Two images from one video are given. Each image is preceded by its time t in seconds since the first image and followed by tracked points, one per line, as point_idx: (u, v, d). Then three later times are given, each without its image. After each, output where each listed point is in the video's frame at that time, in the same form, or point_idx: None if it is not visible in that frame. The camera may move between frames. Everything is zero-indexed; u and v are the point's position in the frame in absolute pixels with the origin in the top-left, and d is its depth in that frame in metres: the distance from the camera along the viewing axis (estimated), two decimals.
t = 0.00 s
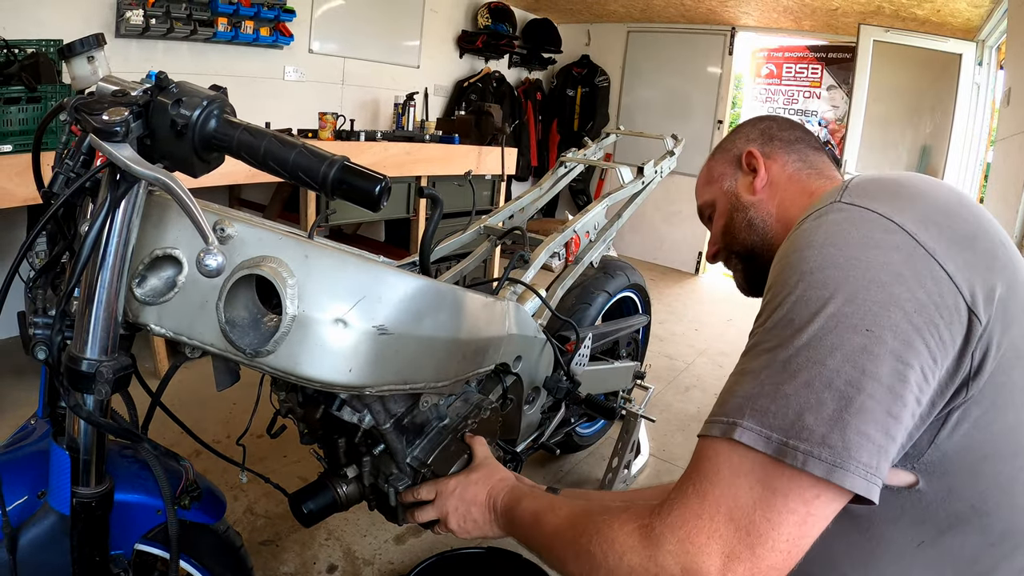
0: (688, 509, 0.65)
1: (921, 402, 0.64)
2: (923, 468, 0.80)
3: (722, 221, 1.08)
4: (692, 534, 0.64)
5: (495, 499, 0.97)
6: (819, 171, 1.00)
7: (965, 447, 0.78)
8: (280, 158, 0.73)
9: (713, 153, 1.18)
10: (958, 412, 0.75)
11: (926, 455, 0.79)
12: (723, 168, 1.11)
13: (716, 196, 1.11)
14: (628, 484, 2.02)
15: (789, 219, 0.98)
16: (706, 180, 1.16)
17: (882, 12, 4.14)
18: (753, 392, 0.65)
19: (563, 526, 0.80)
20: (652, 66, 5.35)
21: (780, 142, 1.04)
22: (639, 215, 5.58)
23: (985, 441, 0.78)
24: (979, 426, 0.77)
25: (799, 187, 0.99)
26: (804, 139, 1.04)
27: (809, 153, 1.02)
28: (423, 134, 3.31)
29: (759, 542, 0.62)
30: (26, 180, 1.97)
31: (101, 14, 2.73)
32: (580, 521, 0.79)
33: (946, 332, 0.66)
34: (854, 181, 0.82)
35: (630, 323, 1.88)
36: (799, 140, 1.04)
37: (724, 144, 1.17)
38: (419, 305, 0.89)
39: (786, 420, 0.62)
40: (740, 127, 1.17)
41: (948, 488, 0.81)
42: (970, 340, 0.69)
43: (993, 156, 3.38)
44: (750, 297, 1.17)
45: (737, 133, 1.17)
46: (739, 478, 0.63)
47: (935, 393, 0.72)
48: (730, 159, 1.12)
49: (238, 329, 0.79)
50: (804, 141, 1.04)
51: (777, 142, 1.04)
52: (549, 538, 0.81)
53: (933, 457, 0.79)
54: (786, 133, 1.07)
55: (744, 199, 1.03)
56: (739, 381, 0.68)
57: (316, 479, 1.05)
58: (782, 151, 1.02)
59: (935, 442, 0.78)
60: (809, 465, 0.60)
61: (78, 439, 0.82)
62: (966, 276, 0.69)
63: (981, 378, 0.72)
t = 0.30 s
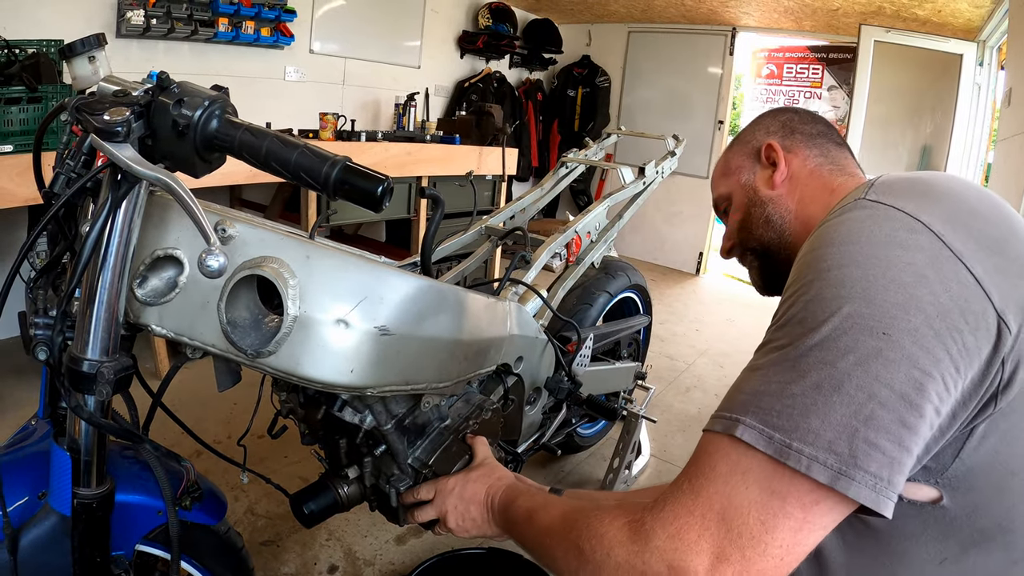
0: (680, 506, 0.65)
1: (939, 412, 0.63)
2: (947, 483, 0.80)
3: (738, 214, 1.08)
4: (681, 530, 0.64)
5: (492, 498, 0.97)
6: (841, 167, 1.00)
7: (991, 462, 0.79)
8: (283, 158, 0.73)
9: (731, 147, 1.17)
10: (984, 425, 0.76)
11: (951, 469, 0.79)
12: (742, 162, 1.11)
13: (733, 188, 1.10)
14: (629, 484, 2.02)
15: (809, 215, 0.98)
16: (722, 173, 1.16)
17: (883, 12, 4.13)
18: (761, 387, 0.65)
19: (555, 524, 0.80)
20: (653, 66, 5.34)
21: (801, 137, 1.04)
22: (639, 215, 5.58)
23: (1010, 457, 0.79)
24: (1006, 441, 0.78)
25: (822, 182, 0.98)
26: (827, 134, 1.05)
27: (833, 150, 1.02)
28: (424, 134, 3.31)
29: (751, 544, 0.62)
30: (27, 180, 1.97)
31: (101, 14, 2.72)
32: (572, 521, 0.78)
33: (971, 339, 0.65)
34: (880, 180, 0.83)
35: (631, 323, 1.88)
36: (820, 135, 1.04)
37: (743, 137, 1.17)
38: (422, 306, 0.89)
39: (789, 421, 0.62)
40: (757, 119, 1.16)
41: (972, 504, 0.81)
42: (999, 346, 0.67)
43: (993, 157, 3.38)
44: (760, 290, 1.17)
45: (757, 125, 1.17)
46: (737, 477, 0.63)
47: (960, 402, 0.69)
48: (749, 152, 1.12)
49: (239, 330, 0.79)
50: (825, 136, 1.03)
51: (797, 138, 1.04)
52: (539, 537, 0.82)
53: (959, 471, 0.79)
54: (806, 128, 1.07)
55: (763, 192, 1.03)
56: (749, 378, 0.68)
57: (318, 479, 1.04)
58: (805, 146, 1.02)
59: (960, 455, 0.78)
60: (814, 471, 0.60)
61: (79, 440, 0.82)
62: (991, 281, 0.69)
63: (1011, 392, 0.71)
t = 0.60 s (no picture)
0: (670, 528, 0.65)
1: (939, 440, 0.63)
2: (942, 508, 0.81)
3: (739, 212, 1.08)
4: (672, 553, 0.64)
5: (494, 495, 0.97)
6: (845, 168, 0.99)
7: (988, 488, 0.79)
8: (284, 158, 0.73)
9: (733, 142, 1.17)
10: (981, 452, 0.78)
11: (947, 494, 0.80)
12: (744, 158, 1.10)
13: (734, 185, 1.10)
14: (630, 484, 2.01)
15: (809, 217, 0.98)
16: (723, 169, 1.15)
17: (883, 13, 4.13)
18: (753, 412, 0.65)
19: (555, 528, 0.80)
20: (654, 66, 5.34)
21: (806, 134, 1.04)
22: (640, 216, 5.58)
23: (1007, 483, 0.79)
24: (1003, 467, 0.79)
25: (824, 184, 0.98)
26: (832, 132, 1.04)
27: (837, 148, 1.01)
28: (425, 134, 3.31)
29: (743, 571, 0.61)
30: (27, 180, 1.97)
31: (102, 14, 2.72)
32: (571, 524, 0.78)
33: (969, 368, 0.66)
34: (884, 191, 0.82)
35: (632, 324, 1.87)
36: (823, 132, 1.03)
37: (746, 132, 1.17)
38: (423, 307, 0.89)
39: (787, 450, 0.61)
40: (761, 116, 1.16)
41: (968, 531, 0.81)
42: (995, 373, 0.68)
43: (994, 157, 3.38)
44: (760, 290, 1.17)
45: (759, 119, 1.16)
46: (730, 503, 0.63)
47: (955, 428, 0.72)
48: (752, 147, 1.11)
49: (239, 330, 0.79)
50: (829, 133, 1.03)
51: (802, 135, 1.04)
52: (540, 537, 0.81)
53: (953, 497, 0.80)
54: (810, 124, 1.06)
55: (764, 192, 1.03)
56: (745, 398, 0.67)
57: (318, 480, 1.04)
58: (809, 144, 1.01)
59: (956, 481, 0.80)
60: (810, 502, 0.60)
61: (79, 440, 0.82)
62: (994, 304, 0.68)
63: (1007, 419, 0.72)
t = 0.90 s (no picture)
0: (689, 546, 0.65)
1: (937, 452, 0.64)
2: (931, 507, 0.80)
3: (734, 198, 1.08)
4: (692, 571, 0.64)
5: (499, 498, 0.97)
6: (842, 160, 0.99)
7: (978, 489, 0.77)
8: (284, 157, 0.73)
9: (726, 125, 1.16)
10: (970, 455, 0.76)
11: (936, 495, 0.79)
12: (740, 142, 1.10)
13: (730, 171, 1.10)
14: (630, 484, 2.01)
15: (808, 207, 0.98)
16: (716, 152, 1.14)
17: (884, 13, 4.14)
18: (760, 436, 0.66)
19: (567, 540, 0.80)
20: (654, 66, 5.34)
21: (804, 122, 1.03)
22: (640, 216, 5.58)
23: (997, 485, 0.78)
24: (994, 470, 0.76)
25: (824, 175, 0.98)
26: (829, 121, 1.03)
27: (835, 138, 1.01)
28: (426, 134, 3.31)
29: None
30: (28, 180, 1.97)
31: (103, 14, 2.72)
32: (583, 537, 0.79)
33: (967, 380, 0.66)
34: (876, 203, 0.79)
35: (632, 324, 1.87)
36: (822, 121, 1.03)
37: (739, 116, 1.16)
38: (424, 307, 0.89)
39: (798, 472, 0.62)
40: (758, 98, 1.14)
41: (956, 527, 0.80)
42: (989, 386, 0.69)
43: (995, 158, 3.38)
44: (751, 275, 1.18)
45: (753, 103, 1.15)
46: (746, 522, 0.63)
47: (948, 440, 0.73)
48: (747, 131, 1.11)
49: (239, 330, 0.79)
50: (828, 122, 1.02)
51: (801, 123, 1.03)
52: (551, 549, 0.81)
53: (943, 497, 0.79)
54: (808, 112, 1.05)
55: (762, 179, 1.03)
56: (749, 423, 0.68)
57: (319, 480, 1.04)
58: (808, 134, 1.01)
59: (945, 483, 0.78)
60: (822, 522, 0.61)
61: (79, 440, 0.82)
62: (991, 321, 0.68)
63: (997, 426, 0.73)
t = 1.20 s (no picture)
0: (686, 530, 0.65)
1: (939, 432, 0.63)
2: (939, 492, 0.79)
3: (726, 202, 1.09)
4: (689, 555, 0.64)
5: (500, 497, 0.97)
6: (835, 165, 0.99)
7: (986, 471, 0.77)
8: (286, 158, 0.73)
9: (719, 130, 1.16)
10: (976, 437, 0.75)
11: (944, 480, 0.78)
12: (734, 147, 1.10)
13: (722, 175, 1.10)
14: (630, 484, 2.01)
15: (799, 212, 0.98)
16: (709, 157, 1.15)
17: (885, 14, 4.14)
18: (764, 416, 0.65)
19: (565, 536, 0.80)
20: (655, 67, 5.35)
21: (798, 127, 1.03)
22: (641, 217, 5.58)
23: (1004, 467, 0.78)
24: (1000, 451, 0.76)
25: (814, 180, 0.98)
26: (822, 126, 1.03)
27: (826, 144, 1.01)
28: (427, 134, 3.31)
29: (760, 568, 0.61)
30: (29, 179, 1.97)
31: (104, 14, 2.73)
32: (578, 533, 0.79)
33: (968, 360, 0.66)
34: (875, 192, 0.80)
35: (633, 324, 1.87)
36: (815, 127, 1.03)
37: (733, 120, 1.16)
38: (425, 306, 0.89)
39: (798, 451, 0.62)
40: (749, 103, 1.15)
41: (962, 511, 0.80)
42: (991, 366, 0.68)
43: (995, 160, 3.38)
44: (743, 280, 1.18)
45: (747, 106, 1.16)
46: (743, 501, 0.63)
47: (954, 419, 0.73)
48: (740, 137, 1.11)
49: (241, 330, 0.79)
50: (820, 127, 1.02)
51: (795, 128, 1.03)
52: (550, 545, 0.81)
53: (951, 482, 0.78)
54: (802, 117, 1.05)
55: (753, 184, 1.03)
56: (748, 405, 0.68)
57: (320, 480, 1.04)
58: (801, 139, 1.01)
59: (952, 468, 0.77)
60: (822, 499, 0.60)
61: (81, 439, 0.82)
62: (989, 299, 0.68)
63: (1002, 406, 0.72)
